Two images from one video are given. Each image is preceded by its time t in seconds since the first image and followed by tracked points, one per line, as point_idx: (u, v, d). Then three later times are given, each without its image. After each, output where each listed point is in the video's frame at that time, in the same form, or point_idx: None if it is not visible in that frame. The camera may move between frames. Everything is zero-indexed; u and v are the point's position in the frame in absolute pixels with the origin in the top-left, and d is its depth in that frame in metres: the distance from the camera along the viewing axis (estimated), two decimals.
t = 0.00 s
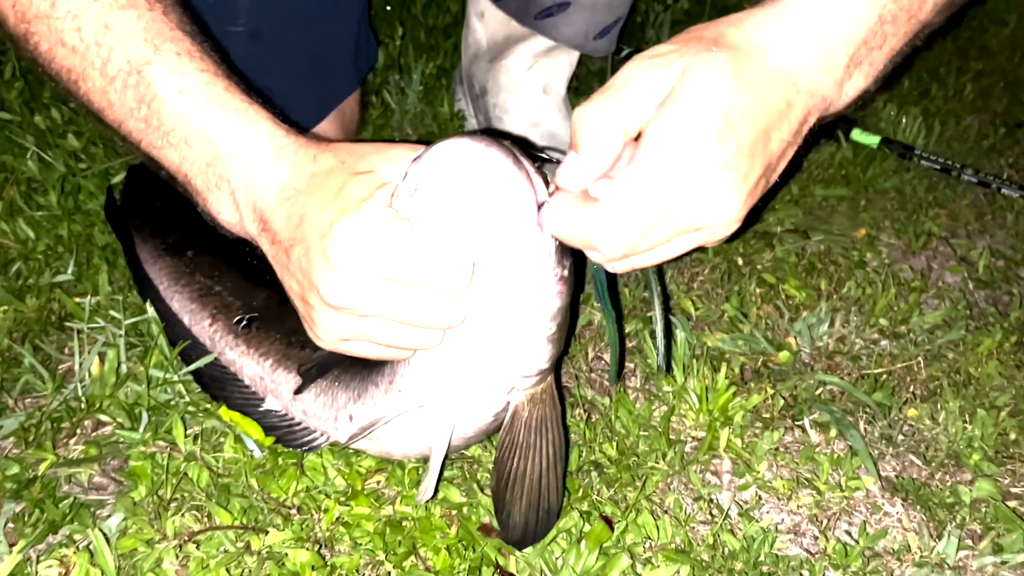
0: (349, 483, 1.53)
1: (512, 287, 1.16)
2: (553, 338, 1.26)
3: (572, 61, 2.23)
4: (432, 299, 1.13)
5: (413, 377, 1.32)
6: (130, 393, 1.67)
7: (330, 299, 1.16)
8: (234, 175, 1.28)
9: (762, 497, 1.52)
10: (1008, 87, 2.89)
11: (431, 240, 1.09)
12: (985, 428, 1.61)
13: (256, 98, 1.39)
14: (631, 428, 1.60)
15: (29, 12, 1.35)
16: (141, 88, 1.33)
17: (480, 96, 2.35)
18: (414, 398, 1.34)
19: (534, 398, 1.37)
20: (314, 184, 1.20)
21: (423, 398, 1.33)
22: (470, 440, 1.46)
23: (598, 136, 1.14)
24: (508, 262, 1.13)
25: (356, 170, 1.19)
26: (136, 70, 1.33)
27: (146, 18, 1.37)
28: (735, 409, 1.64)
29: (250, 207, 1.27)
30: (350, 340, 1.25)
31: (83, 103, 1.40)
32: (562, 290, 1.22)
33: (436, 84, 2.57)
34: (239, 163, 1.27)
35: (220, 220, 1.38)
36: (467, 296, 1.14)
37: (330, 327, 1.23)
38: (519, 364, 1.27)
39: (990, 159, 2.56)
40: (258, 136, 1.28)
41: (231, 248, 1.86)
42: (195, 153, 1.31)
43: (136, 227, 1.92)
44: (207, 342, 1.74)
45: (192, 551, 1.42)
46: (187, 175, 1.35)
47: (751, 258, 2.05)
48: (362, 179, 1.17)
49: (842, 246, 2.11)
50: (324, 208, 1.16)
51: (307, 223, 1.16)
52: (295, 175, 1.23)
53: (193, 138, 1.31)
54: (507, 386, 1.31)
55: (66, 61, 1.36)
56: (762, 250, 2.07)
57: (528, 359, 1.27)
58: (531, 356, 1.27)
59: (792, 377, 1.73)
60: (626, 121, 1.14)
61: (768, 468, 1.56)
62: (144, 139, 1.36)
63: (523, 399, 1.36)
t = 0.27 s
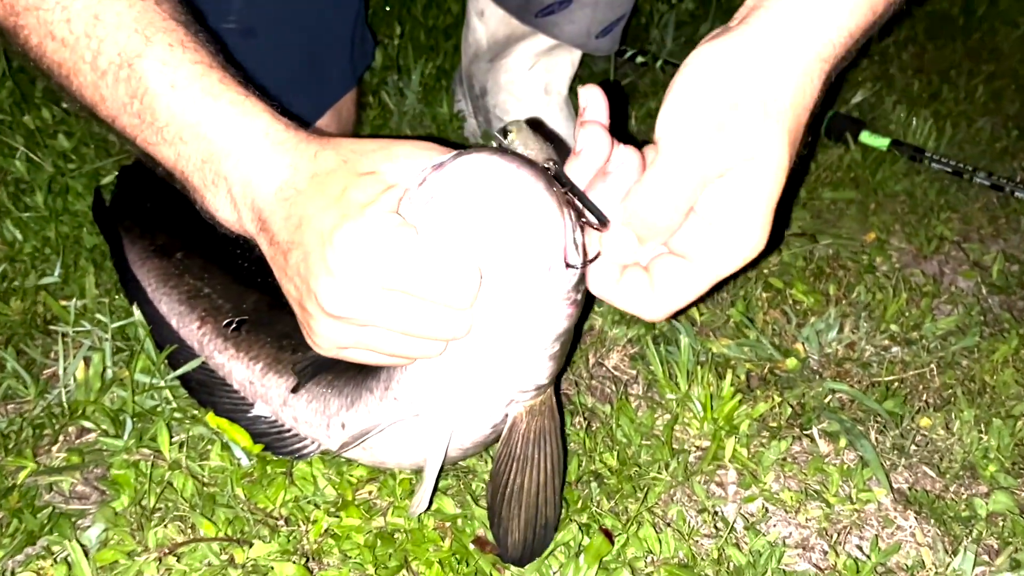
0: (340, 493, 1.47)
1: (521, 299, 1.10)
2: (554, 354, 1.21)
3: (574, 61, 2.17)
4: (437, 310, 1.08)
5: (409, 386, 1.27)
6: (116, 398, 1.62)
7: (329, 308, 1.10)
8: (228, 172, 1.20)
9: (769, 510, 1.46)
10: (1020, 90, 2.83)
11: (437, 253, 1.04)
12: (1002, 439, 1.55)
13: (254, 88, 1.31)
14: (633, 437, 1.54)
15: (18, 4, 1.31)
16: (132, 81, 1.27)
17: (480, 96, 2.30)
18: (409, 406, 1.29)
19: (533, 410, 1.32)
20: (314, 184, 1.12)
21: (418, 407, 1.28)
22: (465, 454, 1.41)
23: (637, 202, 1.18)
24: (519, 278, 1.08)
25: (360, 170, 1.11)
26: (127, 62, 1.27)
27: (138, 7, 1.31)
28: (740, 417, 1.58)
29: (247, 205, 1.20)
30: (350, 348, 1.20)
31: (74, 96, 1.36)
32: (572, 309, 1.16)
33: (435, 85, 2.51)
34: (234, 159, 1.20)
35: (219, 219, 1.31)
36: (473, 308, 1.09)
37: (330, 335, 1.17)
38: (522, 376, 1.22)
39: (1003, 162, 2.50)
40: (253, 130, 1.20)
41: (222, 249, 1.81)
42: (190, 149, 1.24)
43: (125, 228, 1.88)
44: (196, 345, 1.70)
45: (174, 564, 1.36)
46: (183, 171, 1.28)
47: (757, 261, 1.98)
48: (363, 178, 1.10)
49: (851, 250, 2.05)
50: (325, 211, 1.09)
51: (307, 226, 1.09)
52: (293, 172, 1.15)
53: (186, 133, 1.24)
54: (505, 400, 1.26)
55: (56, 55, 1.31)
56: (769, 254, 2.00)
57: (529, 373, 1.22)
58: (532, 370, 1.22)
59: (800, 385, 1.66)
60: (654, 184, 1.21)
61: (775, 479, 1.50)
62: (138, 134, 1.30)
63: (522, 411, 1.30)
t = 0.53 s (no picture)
0: (334, 502, 1.43)
1: (534, 292, 1.05)
2: (560, 351, 1.16)
3: (576, 59, 2.14)
4: (445, 304, 1.03)
5: (407, 391, 1.23)
6: (106, 404, 1.57)
7: (333, 301, 1.06)
8: (220, 163, 1.16)
9: (777, 521, 1.41)
10: None
11: (446, 240, 0.98)
12: (1018, 447, 1.51)
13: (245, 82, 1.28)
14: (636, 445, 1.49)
15: None
16: (118, 71, 1.23)
17: (481, 97, 2.25)
18: (406, 410, 1.25)
19: (536, 413, 1.27)
20: (315, 175, 1.09)
21: (414, 409, 1.24)
22: (465, 460, 1.36)
23: (667, 191, 1.04)
24: (530, 270, 1.02)
25: (362, 161, 1.08)
26: (112, 51, 1.24)
27: None
28: (747, 425, 1.53)
29: (239, 200, 1.15)
30: (350, 347, 1.15)
31: (53, 90, 1.32)
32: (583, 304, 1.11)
33: (435, 85, 2.47)
34: (226, 149, 1.16)
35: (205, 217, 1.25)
36: (482, 302, 1.04)
37: (329, 331, 1.12)
38: (526, 376, 1.18)
39: (1013, 164, 2.44)
40: (246, 120, 1.17)
41: (216, 252, 1.77)
42: (178, 140, 1.19)
43: (118, 230, 1.84)
44: (188, 350, 1.66)
45: None
46: (166, 167, 1.23)
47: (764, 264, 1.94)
48: (369, 170, 1.07)
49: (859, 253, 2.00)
50: (327, 202, 1.06)
51: (308, 219, 1.06)
52: (290, 164, 1.11)
53: (175, 124, 1.19)
54: (509, 400, 1.22)
55: (38, 46, 1.28)
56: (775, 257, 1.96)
57: (533, 372, 1.17)
58: (535, 369, 1.17)
59: (808, 391, 1.62)
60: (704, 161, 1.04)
61: (783, 488, 1.46)
62: (121, 128, 1.25)
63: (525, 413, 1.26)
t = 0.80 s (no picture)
0: (328, 510, 1.41)
1: (527, 292, 1.02)
2: (555, 353, 1.13)
3: (574, 62, 2.13)
4: (438, 301, 1.00)
5: (398, 396, 1.20)
6: (98, 411, 1.56)
7: (323, 300, 1.03)
8: (207, 163, 1.14)
9: (777, 528, 1.39)
10: None
11: (440, 235, 0.96)
12: (1021, 453, 1.47)
13: (233, 83, 1.26)
14: (634, 451, 1.47)
15: None
16: (103, 70, 1.22)
17: (479, 100, 2.23)
18: (398, 418, 1.23)
19: (530, 417, 1.25)
20: (304, 173, 1.07)
21: (406, 417, 1.21)
22: (458, 467, 1.34)
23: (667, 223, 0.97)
24: (524, 268, 0.99)
25: (353, 161, 1.08)
26: (98, 50, 1.22)
27: None
28: (746, 430, 1.51)
29: (226, 201, 1.13)
30: (340, 348, 1.12)
31: (37, 90, 1.30)
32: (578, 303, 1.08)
33: (433, 88, 2.46)
34: (214, 149, 1.14)
35: (191, 218, 1.23)
36: (474, 300, 1.01)
37: (317, 331, 1.09)
38: (519, 378, 1.15)
39: (1017, 166, 2.41)
40: (235, 120, 1.16)
41: (209, 256, 1.75)
42: (165, 140, 1.17)
43: (111, 234, 1.82)
44: (181, 355, 1.65)
45: None
46: (152, 167, 1.21)
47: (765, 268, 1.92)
48: (361, 169, 1.05)
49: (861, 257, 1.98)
50: (317, 199, 1.03)
51: (297, 216, 1.04)
52: (280, 163, 1.10)
53: (161, 123, 1.18)
54: (502, 403, 1.19)
55: (22, 44, 1.27)
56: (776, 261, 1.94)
57: (527, 374, 1.14)
58: (530, 371, 1.14)
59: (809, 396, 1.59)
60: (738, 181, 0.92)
61: (783, 496, 1.44)
62: (106, 128, 1.23)
63: (518, 417, 1.24)
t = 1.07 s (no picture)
0: (330, 507, 1.40)
1: (533, 280, 0.98)
2: (560, 347, 1.10)
3: (576, 57, 2.11)
4: (443, 287, 0.98)
5: (401, 388, 1.18)
6: (99, 408, 1.55)
7: (329, 287, 1.02)
8: (207, 152, 1.13)
9: (783, 524, 1.37)
10: None
11: (445, 220, 0.93)
12: None
13: (232, 72, 1.25)
14: (638, 448, 1.46)
15: None
16: (101, 60, 1.21)
17: (481, 97, 2.22)
18: (401, 412, 1.22)
19: (535, 408, 1.22)
20: (307, 159, 1.06)
21: (409, 410, 1.20)
22: (464, 461, 1.33)
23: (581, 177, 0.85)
24: (532, 253, 0.95)
25: (355, 147, 1.07)
26: (96, 39, 1.21)
27: None
28: (751, 426, 1.50)
29: (227, 188, 1.12)
30: (345, 336, 1.11)
31: (34, 81, 1.29)
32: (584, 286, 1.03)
33: (435, 86, 2.45)
34: (214, 137, 1.13)
35: (192, 209, 1.22)
36: (480, 287, 0.98)
37: (321, 319, 1.08)
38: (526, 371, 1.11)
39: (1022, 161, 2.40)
40: (235, 108, 1.15)
41: (210, 254, 1.74)
42: (163, 129, 1.16)
43: (112, 231, 1.81)
44: (182, 353, 1.64)
45: None
46: (152, 156, 1.20)
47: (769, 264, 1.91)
48: (363, 154, 1.05)
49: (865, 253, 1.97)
50: (319, 184, 1.02)
51: (299, 203, 1.03)
52: (282, 149, 1.09)
53: (160, 112, 1.17)
54: (506, 393, 1.16)
55: (18, 34, 1.26)
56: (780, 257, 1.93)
57: (532, 364, 1.10)
58: (536, 363, 1.10)
59: (815, 392, 1.58)
60: (684, 141, 0.78)
61: (788, 491, 1.42)
62: (105, 117, 1.22)
63: (523, 408, 1.20)
